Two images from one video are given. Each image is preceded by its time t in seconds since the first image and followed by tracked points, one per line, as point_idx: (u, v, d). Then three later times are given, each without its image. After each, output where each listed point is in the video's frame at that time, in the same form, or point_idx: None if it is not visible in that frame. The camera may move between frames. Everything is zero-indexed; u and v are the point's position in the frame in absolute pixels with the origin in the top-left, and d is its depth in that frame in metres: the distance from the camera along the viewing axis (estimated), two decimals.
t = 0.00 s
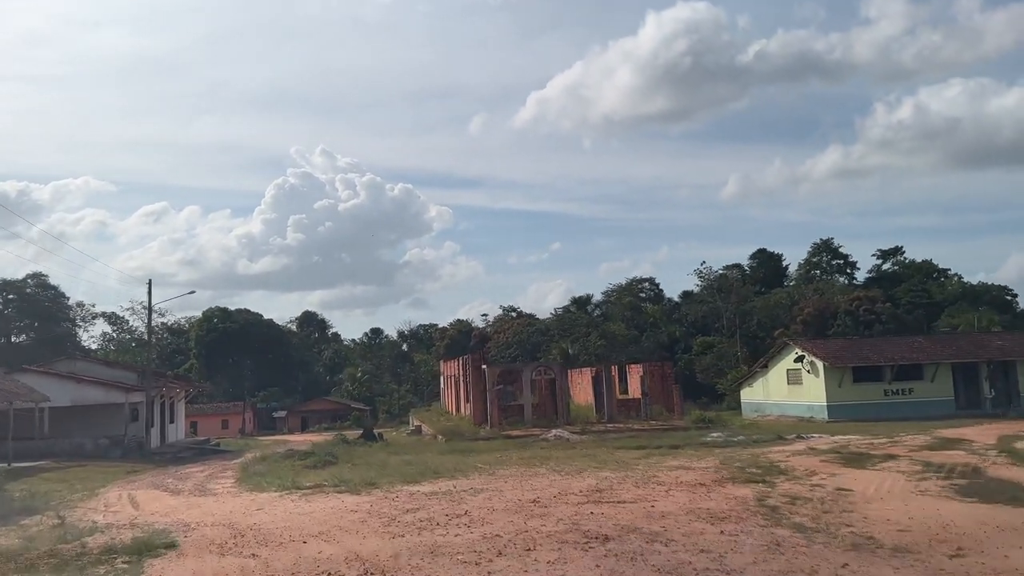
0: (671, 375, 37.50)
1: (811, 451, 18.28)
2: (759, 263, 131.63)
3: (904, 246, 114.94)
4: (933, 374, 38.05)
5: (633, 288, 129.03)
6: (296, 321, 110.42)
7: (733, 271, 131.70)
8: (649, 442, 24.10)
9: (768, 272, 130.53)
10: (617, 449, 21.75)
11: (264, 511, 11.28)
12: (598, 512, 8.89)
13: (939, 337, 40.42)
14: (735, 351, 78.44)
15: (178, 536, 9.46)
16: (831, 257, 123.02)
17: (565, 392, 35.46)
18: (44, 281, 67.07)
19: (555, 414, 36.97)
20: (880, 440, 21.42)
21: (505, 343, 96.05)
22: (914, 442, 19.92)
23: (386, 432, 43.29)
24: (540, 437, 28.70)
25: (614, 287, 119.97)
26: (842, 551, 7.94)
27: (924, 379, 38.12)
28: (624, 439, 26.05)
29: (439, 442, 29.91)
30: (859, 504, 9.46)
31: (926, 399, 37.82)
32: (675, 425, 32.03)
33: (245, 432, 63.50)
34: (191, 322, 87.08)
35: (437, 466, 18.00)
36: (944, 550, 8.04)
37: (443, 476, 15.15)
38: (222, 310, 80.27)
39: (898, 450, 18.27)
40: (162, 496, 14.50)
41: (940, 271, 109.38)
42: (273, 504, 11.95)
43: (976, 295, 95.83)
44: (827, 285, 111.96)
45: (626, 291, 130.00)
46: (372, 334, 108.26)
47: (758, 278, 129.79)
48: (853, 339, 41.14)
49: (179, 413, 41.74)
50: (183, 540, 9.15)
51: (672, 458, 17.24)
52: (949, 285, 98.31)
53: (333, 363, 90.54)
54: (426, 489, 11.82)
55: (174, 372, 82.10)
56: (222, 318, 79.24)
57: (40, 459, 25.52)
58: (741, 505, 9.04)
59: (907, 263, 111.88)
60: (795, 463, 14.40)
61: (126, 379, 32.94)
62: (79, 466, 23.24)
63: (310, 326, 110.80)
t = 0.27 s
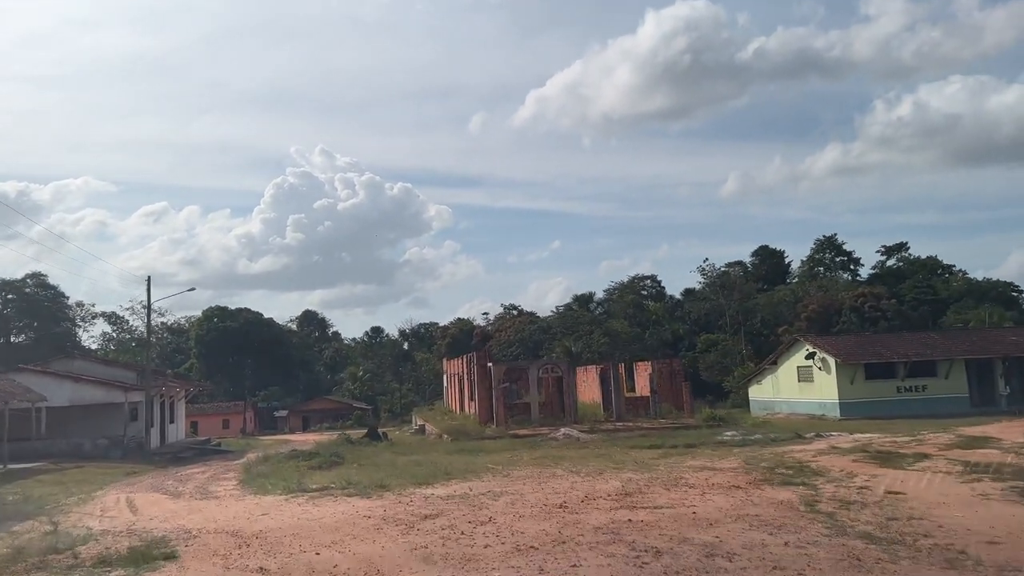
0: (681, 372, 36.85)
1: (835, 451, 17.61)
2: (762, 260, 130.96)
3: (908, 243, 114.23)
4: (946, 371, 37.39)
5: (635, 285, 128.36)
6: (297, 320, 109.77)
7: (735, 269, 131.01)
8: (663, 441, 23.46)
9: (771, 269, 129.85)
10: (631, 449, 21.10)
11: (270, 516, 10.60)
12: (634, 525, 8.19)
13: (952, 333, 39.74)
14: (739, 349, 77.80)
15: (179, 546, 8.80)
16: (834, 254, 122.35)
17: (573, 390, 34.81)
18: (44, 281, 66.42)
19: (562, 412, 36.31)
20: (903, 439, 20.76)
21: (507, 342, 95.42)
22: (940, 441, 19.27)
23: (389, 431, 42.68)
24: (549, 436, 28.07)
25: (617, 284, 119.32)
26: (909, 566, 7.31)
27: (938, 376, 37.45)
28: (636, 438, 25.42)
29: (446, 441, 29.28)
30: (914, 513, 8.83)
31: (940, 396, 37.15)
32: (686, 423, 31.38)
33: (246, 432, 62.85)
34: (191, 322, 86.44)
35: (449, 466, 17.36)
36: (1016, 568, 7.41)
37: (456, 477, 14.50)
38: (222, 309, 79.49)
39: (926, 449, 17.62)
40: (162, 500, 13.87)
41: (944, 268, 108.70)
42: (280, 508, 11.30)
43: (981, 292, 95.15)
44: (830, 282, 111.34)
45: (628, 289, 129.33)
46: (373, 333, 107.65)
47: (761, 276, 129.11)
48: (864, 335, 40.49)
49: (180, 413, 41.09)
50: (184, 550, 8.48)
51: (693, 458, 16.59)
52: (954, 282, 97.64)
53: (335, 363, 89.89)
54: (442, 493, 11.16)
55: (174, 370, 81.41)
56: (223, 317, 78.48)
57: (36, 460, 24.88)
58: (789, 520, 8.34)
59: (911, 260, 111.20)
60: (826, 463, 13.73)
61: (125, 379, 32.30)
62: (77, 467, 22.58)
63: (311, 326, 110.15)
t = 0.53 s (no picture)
0: (692, 369, 36.19)
1: (865, 451, 16.94)
2: (767, 258, 130.13)
3: (915, 240, 113.35)
4: (964, 368, 36.66)
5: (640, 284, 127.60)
6: (300, 319, 109.12)
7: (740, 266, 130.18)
8: (679, 440, 22.79)
9: (776, 267, 129.01)
10: (648, 448, 20.43)
11: (280, 522, 9.88)
12: (683, 542, 7.49)
13: (967, 330, 39.00)
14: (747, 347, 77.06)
15: (184, 557, 8.13)
16: (841, 252, 121.48)
17: (583, 388, 34.12)
18: (46, 280, 65.85)
19: (572, 411, 35.66)
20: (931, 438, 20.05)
21: (512, 340, 94.75)
22: (969, 440, 18.60)
23: (395, 430, 42.06)
24: (560, 435, 27.41)
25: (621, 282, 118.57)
26: None
27: (954, 374, 36.74)
28: (651, 437, 24.73)
29: (454, 441, 28.63)
30: (981, 527, 8.20)
31: (957, 395, 36.43)
32: (699, 422, 30.72)
33: (250, 431, 62.22)
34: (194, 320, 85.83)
35: (462, 467, 16.70)
36: None
37: (474, 479, 13.80)
38: (225, 308, 78.75)
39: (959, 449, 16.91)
40: (166, 503, 13.23)
41: (952, 265, 107.85)
42: (290, 512, 10.62)
43: (990, 289, 94.30)
44: (837, 279, 110.53)
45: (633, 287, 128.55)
46: (377, 331, 107.02)
47: (766, 274, 128.28)
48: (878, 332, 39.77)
49: (183, 412, 40.42)
50: (189, 561, 7.79)
51: (718, 459, 15.90)
52: (962, 279, 96.77)
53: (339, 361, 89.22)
54: (462, 495, 10.50)
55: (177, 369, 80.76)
56: (226, 316, 77.75)
57: (36, 460, 24.25)
58: (853, 539, 7.61)
59: (918, 257, 110.32)
60: (863, 464, 13.06)
61: (127, 377, 31.64)
62: (78, 468, 21.95)
63: (315, 324, 109.51)
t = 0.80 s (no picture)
0: (706, 368, 35.47)
1: (897, 452, 16.24)
2: (775, 257, 129.12)
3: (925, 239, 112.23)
4: (984, 368, 35.89)
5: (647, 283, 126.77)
6: (306, 317, 108.59)
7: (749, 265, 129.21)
8: (697, 440, 22.09)
9: (784, 266, 128.00)
10: (667, 448, 19.75)
11: (292, 527, 9.24)
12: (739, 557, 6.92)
13: (987, 328, 38.19)
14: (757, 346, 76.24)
15: (187, 566, 7.49)
16: (850, 251, 120.41)
17: (596, 387, 33.44)
18: (52, 278, 65.41)
19: (584, 410, 34.98)
20: (961, 439, 19.34)
21: (519, 339, 94.09)
22: (1003, 441, 17.88)
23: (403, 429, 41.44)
24: (573, 435, 26.73)
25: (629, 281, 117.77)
26: None
27: (974, 373, 35.97)
28: (668, 437, 24.04)
29: (465, 440, 28.00)
30: None
31: (976, 394, 35.68)
32: (715, 421, 30.04)
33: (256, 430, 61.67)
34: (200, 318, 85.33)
35: (476, 467, 16.06)
36: None
37: (492, 480, 13.16)
38: (231, 306, 78.26)
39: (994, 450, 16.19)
40: (169, 504, 12.63)
41: (963, 264, 106.75)
42: (301, 516, 9.99)
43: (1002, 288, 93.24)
44: (846, 278, 109.56)
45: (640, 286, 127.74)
46: (383, 330, 106.46)
47: (774, 273, 127.29)
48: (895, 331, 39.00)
49: (188, 411, 39.85)
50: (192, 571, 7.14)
51: (746, 459, 15.23)
52: (973, 278, 95.73)
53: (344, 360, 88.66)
54: (484, 498, 9.88)
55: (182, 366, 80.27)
56: (232, 313, 77.26)
57: (38, 459, 23.68)
58: (917, 560, 7.05)
59: (929, 256, 109.24)
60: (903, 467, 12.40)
61: (131, 374, 31.07)
62: (80, 466, 21.36)
63: (320, 323, 108.96)
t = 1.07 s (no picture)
0: (723, 366, 34.76)
1: (934, 453, 15.53)
2: (785, 257, 128.03)
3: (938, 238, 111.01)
4: (1007, 368, 35.09)
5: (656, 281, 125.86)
6: (314, 315, 108.08)
7: (758, 264, 128.12)
8: (718, 440, 21.38)
9: (794, 266, 126.89)
10: (690, 449, 19.07)
11: (305, 534, 8.63)
12: None
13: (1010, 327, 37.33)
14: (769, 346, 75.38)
15: None
16: (861, 250, 119.22)
17: (610, 386, 32.76)
18: (60, 275, 65.06)
19: (598, 409, 34.31)
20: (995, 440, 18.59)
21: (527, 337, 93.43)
22: None
23: (412, 427, 40.82)
24: (589, 435, 26.06)
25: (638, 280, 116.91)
26: None
27: (996, 373, 35.15)
28: (687, 437, 23.34)
29: (477, 439, 27.35)
30: None
31: (999, 395, 34.89)
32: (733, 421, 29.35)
33: (264, 428, 61.18)
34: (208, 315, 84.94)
35: (493, 468, 15.42)
36: None
37: (513, 482, 12.54)
38: (239, 303, 77.84)
39: None
40: (176, 505, 12.06)
41: (976, 263, 105.57)
42: (315, 520, 9.35)
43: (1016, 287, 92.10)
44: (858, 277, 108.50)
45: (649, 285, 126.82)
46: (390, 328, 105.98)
47: (785, 272, 126.19)
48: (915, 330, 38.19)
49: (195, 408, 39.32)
50: None
51: (777, 461, 14.59)
52: (987, 278, 94.61)
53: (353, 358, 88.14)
54: (511, 503, 9.26)
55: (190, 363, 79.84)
56: (240, 311, 76.82)
57: (43, 456, 23.15)
58: None
59: (942, 255, 108.05)
60: (949, 470, 11.76)
61: (138, 370, 30.53)
62: (85, 464, 20.82)
63: (328, 321, 108.46)
